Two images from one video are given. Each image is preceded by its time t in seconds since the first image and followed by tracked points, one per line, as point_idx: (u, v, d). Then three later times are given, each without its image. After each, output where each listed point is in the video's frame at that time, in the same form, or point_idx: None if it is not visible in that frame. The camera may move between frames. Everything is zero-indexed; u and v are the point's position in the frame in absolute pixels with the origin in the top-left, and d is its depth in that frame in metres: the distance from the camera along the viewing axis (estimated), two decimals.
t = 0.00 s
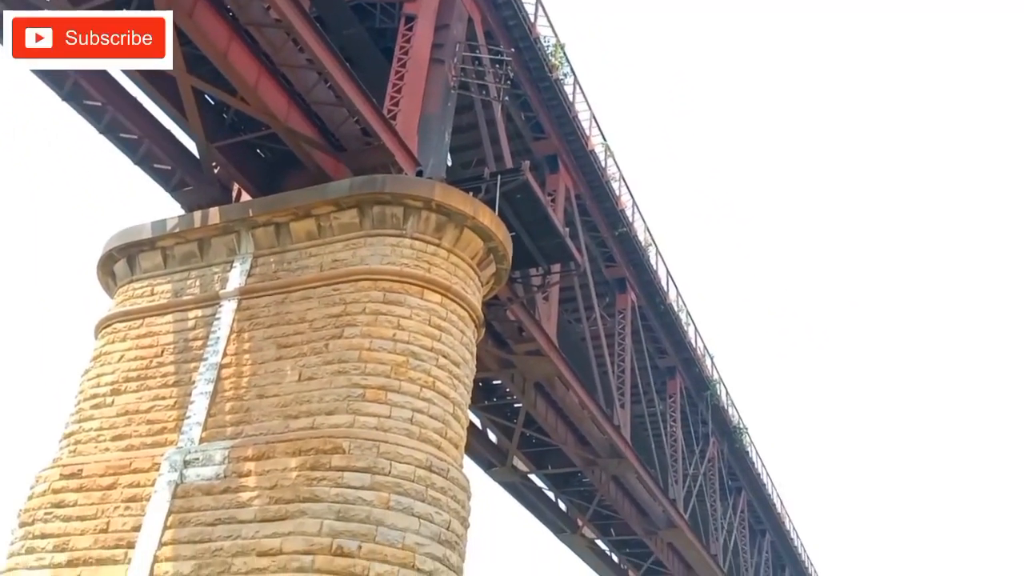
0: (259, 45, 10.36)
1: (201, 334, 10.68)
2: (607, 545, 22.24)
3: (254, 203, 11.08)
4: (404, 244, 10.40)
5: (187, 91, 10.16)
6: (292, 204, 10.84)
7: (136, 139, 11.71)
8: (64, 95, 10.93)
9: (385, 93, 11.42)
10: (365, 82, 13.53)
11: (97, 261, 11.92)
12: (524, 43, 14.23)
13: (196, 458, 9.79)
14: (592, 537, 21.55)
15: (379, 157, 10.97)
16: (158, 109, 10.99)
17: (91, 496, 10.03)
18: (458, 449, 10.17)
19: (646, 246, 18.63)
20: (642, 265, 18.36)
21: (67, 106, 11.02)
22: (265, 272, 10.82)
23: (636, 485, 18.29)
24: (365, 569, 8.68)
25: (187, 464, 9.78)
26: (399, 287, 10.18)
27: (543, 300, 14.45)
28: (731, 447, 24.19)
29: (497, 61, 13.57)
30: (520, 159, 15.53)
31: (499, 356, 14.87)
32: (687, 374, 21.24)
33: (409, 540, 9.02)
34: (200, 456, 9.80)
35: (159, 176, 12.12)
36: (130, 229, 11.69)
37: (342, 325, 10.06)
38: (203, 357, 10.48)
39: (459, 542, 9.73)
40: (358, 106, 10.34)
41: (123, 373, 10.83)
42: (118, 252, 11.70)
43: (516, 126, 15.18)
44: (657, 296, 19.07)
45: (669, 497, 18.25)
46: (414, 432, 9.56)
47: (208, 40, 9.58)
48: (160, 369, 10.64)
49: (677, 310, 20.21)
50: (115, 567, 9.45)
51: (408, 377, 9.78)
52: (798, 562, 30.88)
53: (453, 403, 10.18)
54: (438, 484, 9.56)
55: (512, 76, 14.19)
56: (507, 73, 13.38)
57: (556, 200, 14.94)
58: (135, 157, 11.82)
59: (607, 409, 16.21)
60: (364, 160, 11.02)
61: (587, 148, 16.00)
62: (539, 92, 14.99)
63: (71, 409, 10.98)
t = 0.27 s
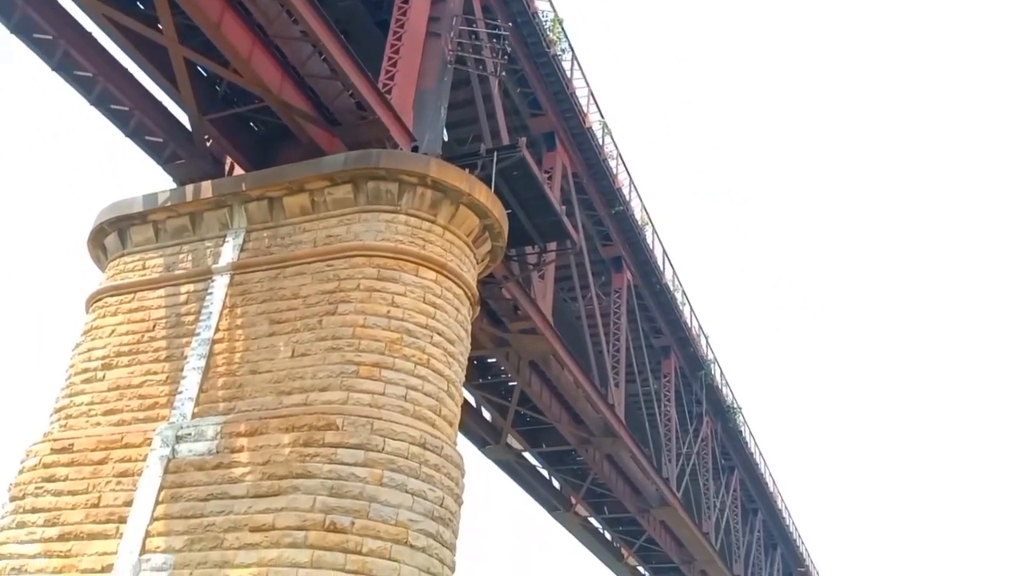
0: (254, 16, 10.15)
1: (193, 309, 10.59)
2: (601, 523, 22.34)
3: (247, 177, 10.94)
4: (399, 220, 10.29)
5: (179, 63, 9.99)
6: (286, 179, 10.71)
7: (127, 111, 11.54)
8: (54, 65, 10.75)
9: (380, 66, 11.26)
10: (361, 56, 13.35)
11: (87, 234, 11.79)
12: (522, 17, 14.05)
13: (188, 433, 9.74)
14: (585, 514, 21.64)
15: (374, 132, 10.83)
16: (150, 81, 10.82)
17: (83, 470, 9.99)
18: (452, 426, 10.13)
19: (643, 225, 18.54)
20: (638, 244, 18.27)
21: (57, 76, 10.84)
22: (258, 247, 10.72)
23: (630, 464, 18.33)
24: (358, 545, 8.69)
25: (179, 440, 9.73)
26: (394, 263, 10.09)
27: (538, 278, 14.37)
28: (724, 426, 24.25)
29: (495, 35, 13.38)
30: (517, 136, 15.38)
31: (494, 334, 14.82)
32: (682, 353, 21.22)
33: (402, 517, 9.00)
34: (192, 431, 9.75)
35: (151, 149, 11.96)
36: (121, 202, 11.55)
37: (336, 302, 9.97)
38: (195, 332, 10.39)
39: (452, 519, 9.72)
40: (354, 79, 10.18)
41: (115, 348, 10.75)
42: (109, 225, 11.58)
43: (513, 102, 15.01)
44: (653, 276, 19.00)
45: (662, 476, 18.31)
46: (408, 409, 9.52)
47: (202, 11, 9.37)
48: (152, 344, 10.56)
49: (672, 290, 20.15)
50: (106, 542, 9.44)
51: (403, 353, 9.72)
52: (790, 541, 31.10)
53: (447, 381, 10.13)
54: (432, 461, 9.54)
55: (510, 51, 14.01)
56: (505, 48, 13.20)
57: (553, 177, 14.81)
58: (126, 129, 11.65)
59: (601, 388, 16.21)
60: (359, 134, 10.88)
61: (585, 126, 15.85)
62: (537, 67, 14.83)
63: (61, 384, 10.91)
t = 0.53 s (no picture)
0: None
1: (184, 285, 10.50)
2: (592, 502, 22.45)
3: (238, 152, 10.81)
4: (392, 197, 10.19)
5: (169, 35, 9.82)
6: (278, 154, 10.58)
7: (117, 84, 11.38)
8: (42, 36, 10.56)
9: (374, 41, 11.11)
10: (354, 30, 13.16)
11: (76, 209, 11.66)
12: None
13: (178, 410, 9.69)
14: (576, 493, 21.75)
15: (368, 108, 10.70)
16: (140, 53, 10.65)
17: (72, 446, 9.94)
18: (444, 405, 10.10)
19: (637, 205, 18.45)
20: (633, 224, 18.18)
21: (45, 47, 10.65)
22: (249, 224, 10.60)
23: (621, 444, 18.38)
24: (350, 522, 8.68)
25: (170, 417, 9.68)
26: (387, 241, 10.00)
27: (532, 257, 14.29)
28: (716, 406, 24.31)
29: (491, 11, 13.21)
30: (512, 114, 15.23)
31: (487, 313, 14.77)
32: (675, 334, 21.21)
33: (394, 495, 8.99)
34: (182, 408, 9.69)
35: (141, 123, 11.81)
36: (110, 177, 11.41)
37: (328, 279, 9.89)
38: (186, 309, 10.30)
39: (444, 498, 9.72)
40: (347, 54, 10.01)
41: (105, 324, 10.66)
42: (98, 200, 11.44)
43: (508, 79, 14.85)
44: (647, 256, 18.94)
45: (654, 456, 18.38)
46: (400, 388, 9.48)
47: None
48: (142, 320, 10.47)
49: (667, 271, 20.10)
50: (96, 518, 9.41)
51: (395, 332, 9.66)
52: (779, 521, 31.30)
53: (440, 360, 10.08)
54: (424, 439, 9.51)
55: (506, 27, 13.84)
56: (500, 24, 13.03)
57: (548, 156, 14.69)
58: (116, 102, 11.49)
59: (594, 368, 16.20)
60: (352, 110, 10.75)
61: (581, 104, 15.70)
62: (533, 44, 14.66)
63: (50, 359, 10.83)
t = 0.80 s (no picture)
0: None
1: (173, 262, 10.41)
2: (584, 482, 22.53)
3: (228, 127, 10.69)
4: (384, 175, 10.09)
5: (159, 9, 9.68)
6: (268, 130, 10.47)
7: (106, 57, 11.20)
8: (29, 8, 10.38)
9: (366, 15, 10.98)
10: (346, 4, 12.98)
11: (65, 184, 11.53)
12: None
13: (168, 387, 9.63)
14: (569, 473, 21.84)
15: (360, 83, 10.57)
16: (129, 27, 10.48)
17: (61, 423, 9.89)
18: (436, 383, 10.05)
19: (632, 185, 18.36)
20: (627, 204, 18.09)
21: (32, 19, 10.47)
22: (239, 200, 10.50)
23: (614, 424, 18.41)
24: (341, 501, 8.67)
25: (159, 393, 9.61)
26: (378, 219, 9.91)
27: (526, 237, 14.21)
28: (709, 387, 24.34)
29: None
30: (506, 90, 15.09)
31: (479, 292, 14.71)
32: (668, 315, 21.18)
33: (385, 474, 8.96)
34: (172, 385, 9.62)
35: (130, 97, 11.66)
36: (99, 151, 11.28)
37: (320, 257, 9.81)
38: (175, 285, 10.22)
39: (435, 476, 9.69)
40: (339, 28, 9.88)
41: (94, 300, 10.58)
42: (87, 174, 11.32)
43: (502, 55, 14.69)
44: (641, 236, 18.86)
45: (646, 436, 18.45)
46: (391, 366, 9.43)
47: None
48: (131, 296, 10.39)
49: (660, 251, 20.04)
50: (86, 495, 9.37)
51: (387, 311, 9.59)
52: (771, 502, 31.45)
53: (432, 338, 10.02)
54: (415, 418, 9.47)
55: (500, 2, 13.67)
56: None
57: (542, 134, 14.58)
58: (104, 76, 11.32)
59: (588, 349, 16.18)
60: (343, 85, 10.63)
61: (576, 81, 15.57)
62: (527, 20, 14.49)
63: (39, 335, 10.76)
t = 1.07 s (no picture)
0: None
1: (162, 237, 10.32)
2: (575, 461, 22.61)
3: (216, 102, 10.56)
4: (374, 151, 9.99)
5: None
6: (257, 104, 10.35)
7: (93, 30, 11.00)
8: None
9: None
10: None
11: (51, 158, 11.41)
12: None
13: (157, 363, 9.57)
14: (560, 453, 21.91)
15: (350, 57, 10.44)
16: None
17: (49, 399, 9.83)
18: (427, 361, 10.01)
19: (625, 163, 18.27)
20: (620, 182, 18.00)
21: None
22: (228, 175, 10.40)
23: (605, 403, 18.45)
24: (330, 478, 8.63)
25: (148, 369, 9.55)
26: (369, 195, 9.82)
27: (518, 215, 14.13)
28: (701, 367, 24.38)
29: None
30: (498, 66, 14.95)
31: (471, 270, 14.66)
32: (660, 294, 21.15)
33: (375, 451, 8.92)
34: (161, 361, 9.56)
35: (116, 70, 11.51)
36: (86, 125, 11.15)
37: (309, 234, 9.73)
38: (164, 261, 10.14)
39: (426, 454, 9.67)
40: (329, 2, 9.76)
41: (81, 275, 10.50)
42: (74, 148, 11.20)
43: (495, 31, 14.54)
44: (634, 214, 18.79)
45: (637, 415, 18.54)
46: (381, 343, 9.37)
47: None
48: (119, 272, 10.31)
49: (653, 230, 19.97)
50: (74, 471, 9.34)
51: (377, 288, 9.53)
52: (761, 482, 31.62)
53: (423, 316, 9.96)
54: (405, 396, 9.43)
55: None
56: None
57: (534, 110, 14.46)
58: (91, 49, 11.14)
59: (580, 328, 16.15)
60: (333, 60, 10.51)
61: (569, 57, 15.43)
62: None
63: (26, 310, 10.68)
